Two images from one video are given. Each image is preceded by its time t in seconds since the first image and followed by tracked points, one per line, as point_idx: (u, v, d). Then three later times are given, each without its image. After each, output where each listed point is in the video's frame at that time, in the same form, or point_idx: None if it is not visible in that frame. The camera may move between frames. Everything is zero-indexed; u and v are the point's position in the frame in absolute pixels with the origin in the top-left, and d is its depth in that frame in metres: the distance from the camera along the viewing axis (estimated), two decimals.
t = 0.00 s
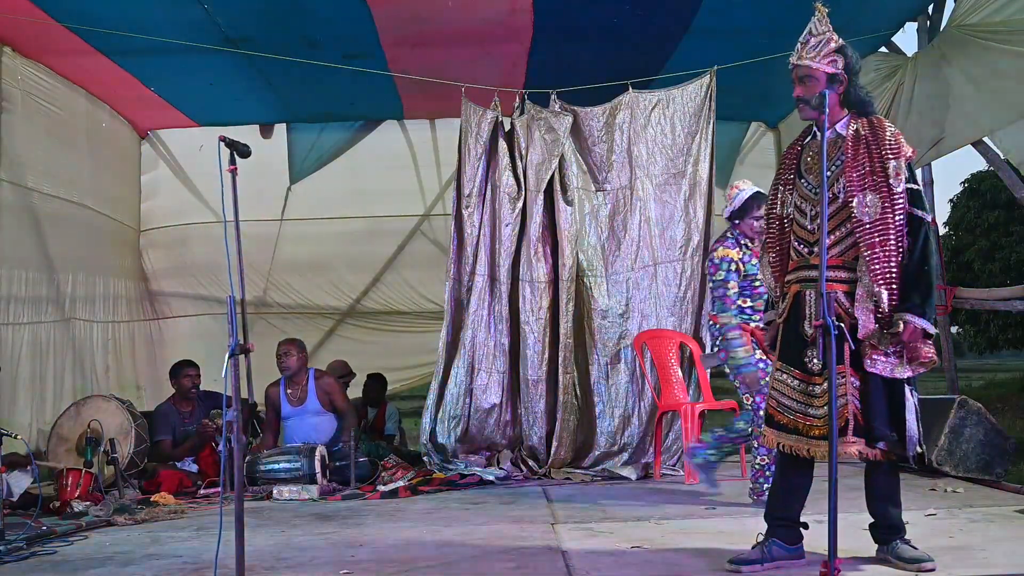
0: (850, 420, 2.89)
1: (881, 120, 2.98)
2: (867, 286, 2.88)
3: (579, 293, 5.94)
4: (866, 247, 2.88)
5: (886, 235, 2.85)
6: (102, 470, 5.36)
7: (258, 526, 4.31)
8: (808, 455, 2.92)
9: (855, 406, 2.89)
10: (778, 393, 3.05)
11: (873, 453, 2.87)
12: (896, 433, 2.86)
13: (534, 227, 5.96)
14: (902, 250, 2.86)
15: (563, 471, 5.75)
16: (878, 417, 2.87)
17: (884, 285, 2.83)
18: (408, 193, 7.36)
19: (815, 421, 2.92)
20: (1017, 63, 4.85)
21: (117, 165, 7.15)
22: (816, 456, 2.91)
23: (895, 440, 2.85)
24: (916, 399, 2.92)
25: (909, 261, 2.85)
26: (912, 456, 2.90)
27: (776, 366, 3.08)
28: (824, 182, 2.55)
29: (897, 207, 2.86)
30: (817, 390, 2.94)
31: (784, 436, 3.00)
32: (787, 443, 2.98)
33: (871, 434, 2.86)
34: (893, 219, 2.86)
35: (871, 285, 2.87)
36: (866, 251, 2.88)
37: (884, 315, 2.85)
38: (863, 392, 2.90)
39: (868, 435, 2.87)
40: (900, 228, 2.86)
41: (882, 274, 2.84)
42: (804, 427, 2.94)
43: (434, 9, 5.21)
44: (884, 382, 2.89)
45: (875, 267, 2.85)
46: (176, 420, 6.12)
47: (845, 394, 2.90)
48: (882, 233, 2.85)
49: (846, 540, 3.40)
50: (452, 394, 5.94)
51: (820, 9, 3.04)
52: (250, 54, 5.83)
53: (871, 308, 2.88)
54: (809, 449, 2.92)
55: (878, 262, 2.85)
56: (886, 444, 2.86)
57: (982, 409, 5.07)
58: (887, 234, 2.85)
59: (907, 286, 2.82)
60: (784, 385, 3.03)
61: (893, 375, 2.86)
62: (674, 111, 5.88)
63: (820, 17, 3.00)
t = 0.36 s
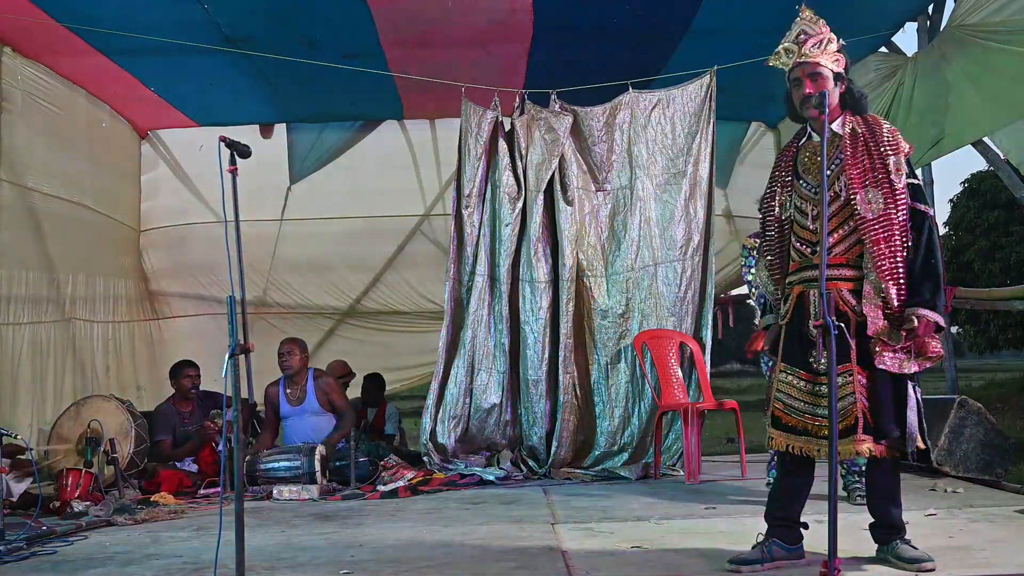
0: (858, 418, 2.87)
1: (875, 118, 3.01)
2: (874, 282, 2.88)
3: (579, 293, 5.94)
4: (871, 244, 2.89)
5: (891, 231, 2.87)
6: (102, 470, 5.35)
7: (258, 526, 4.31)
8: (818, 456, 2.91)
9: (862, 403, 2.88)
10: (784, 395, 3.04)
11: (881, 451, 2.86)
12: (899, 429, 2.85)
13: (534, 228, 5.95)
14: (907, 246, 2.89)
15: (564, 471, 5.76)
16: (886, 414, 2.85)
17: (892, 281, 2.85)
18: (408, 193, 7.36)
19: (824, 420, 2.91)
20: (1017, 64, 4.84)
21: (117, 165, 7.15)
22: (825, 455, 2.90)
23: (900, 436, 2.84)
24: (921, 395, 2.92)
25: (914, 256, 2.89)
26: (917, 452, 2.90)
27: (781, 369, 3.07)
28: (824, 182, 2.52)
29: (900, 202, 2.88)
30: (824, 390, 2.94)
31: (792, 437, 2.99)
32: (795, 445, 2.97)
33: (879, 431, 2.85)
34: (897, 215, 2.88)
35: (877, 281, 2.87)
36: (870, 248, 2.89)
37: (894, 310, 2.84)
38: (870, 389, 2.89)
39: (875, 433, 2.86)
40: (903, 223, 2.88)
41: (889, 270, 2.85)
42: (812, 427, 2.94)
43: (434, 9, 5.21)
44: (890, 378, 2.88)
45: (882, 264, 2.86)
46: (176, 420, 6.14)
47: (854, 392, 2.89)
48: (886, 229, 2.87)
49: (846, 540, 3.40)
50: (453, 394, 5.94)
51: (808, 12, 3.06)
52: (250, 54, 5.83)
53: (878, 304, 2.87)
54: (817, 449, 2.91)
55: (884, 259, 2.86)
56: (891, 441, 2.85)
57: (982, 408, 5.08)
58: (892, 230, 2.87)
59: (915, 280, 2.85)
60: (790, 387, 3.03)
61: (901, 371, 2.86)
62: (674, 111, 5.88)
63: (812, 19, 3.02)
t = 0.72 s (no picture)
0: (864, 417, 2.88)
1: (872, 117, 3.01)
2: (876, 282, 2.88)
3: (579, 293, 5.94)
4: (872, 243, 2.88)
5: (892, 229, 2.85)
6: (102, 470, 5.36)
7: (258, 526, 4.31)
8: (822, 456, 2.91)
9: (868, 403, 2.89)
10: (786, 396, 3.04)
11: (886, 450, 2.86)
12: (905, 428, 2.85)
13: (534, 228, 5.95)
14: (909, 244, 2.88)
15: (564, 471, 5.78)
16: (891, 413, 2.85)
17: (894, 279, 2.83)
18: (408, 193, 7.36)
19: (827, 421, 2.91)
20: (1017, 64, 4.87)
21: (117, 165, 7.15)
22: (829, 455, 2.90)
23: (906, 435, 2.84)
24: (924, 393, 2.92)
25: (915, 254, 2.87)
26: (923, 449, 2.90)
27: (783, 370, 3.07)
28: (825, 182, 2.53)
29: (901, 200, 2.87)
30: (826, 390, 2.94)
31: (795, 438, 2.98)
32: (798, 445, 2.97)
33: (884, 430, 2.85)
34: (897, 213, 2.86)
35: (880, 280, 2.87)
36: (872, 247, 2.88)
37: (898, 309, 2.83)
38: (875, 388, 2.89)
39: (880, 432, 2.85)
40: (904, 221, 2.87)
41: (892, 268, 2.84)
42: (816, 427, 2.94)
43: (434, 9, 5.21)
44: (895, 377, 2.88)
45: (884, 262, 2.85)
46: (176, 421, 6.14)
47: (858, 392, 2.90)
48: (887, 228, 2.86)
49: (846, 540, 3.40)
50: (451, 394, 5.90)
51: (802, 17, 3.08)
52: (250, 54, 5.83)
53: (881, 303, 2.86)
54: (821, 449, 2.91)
55: (886, 257, 2.85)
56: (896, 439, 2.85)
57: (982, 409, 5.07)
58: (893, 228, 2.85)
59: (918, 278, 2.84)
60: (792, 388, 3.03)
61: (906, 369, 2.85)
62: (675, 111, 5.89)
63: (807, 22, 3.04)
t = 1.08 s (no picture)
0: (863, 418, 2.88)
1: (872, 117, 3.01)
2: (875, 282, 2.88)
3: (579, 293, 5.95)
4: (871, 243, 2.88)
5: (891, 229, 2.85)
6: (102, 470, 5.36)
7: (258, 526, 4.31)
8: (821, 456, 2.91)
9: (866, 403, 2.89)
10: (786, 396, 3.05)
11: (884, 450, 2.86)
12: (901, 428, 2.85)
13: (534, 227, 5.95)
14: (908, 244, 2.87)
15: (563, 471, 5.78)
16: (888, 413, 2.85)
17: (892, 279, 2.83)
18: (408, 193, 7.36)
19: (825, 421, 2.91)
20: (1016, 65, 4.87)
21: (117, 166, 7.15)
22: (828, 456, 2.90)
23: (902, 435, 2.84)
24: (921, 394, 2.92)
25: (914, 254, 2.87)
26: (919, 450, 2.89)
27: (782, 370, 3.08)
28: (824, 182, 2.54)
29: (900, 200, 2.86)
30: (826, 390, 2.94)
31: (794, 438, 2.99)
32: (798, 445, 2.97)
33: (882, 430, 2.85)
34: (897, 213, 2.86)
35: (878, 280, 2.87)
36: (871, 247, 2.89)
37: (893, 309, 2.83)
38: (873, 389, 2.89)
39: (878, 432, 2.85)
40: (904, 221, 2.87)
41: (890, 269, 2.84)
42: (815, 427, 2.94)
43: (434, 9, 5.20)
44: (891, 377, 2.88)
45: (883, 262, 2.85)
46: (176, 421, 6.11)
47: (857, 392, 2.90)
48: (886, 228, 2.86)
49: (847, 540, 3.40)
50: (452, 394, 5.92)
51: (804, 17, 3.09)
52: (250, 54, 5.83)
53: (877, 304, 2.86)
54: (820, 449, 2.91)
55: (884, 257, 2.85)
56: (893, 440, 2.85)
57: (982, 408, 5.06)
58: (892, 228, 2.85)
59: (915, 279, 2.83)
60: (792, 387, 3.03)
61: (903, 370, 2.85)
62: (674, 111, 5.89)
63: (810, 22, 3.04)
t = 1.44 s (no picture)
0: (862, 419, 2.88)
1: (872, 117, 3.01)
2: (874, 281, 2.88)
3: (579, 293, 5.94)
4: (871, 242, 2.88)
5: (891, 229, 2.85)
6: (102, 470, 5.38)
7: (258, 526, 4.31)
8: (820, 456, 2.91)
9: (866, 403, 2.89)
10: (785, 396, 3.05)
11: (884, 450, 2.86)
12: (901, 428, 2.85)
13: (534, 227, 5.94)
14: (907, 243, 2.87)
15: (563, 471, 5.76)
16: (888, 413, 2.85)
17: (892, 279, 2.84)
18: (408, 193, 7.36)
19: (825, 421, 2.91)
20: (1016, 65, 4.88)
21: (117, 166, 7.15)
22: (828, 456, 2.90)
23: (902, 435, 2.84)
24: (921, 394, 2.92)
25: (914, 254, 2.87)
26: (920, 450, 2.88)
27: (781, 370, 3.08)
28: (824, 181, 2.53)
29: (900, 199, 2.86)
30: (825, 391, 2.94)
31: (794, 438, 2.99)
32: (797, 445, 2.97)
33: (881, 430, 2.85)
34: (897, 213, 2.86)
35: (878, 280, 2.87)
36: (871, 246, 2.89)
37: (893, 309, 2.83)
38: (872, 389, 2.89)
39: (878, 432, 2.85)
40: (904, 220, 2.87)
41: (889, 268, 2.84)
42: (814, 428, 2.94)
43: (434, 9, 5.21)
44: (891, 377, 2.88)
45: (882, 262, 2.86)
46: (176, 421, 6.11)
47: (857, 392, 2.90)
48: (886, 227, 2.86)
49: (847, 540, 3.40)
50: (452, 394, 5.94)
51: (802, 17, 3.08)
52: (250, 55, 5.84)
53: (876, 303, 2.87)
54: (820, 450, 2.91)
55: (884, 257, 2.85)
56: (893, 439, 2.85)
57: (983, 408, 5.05)
58: (892, 227, 2.85)
59: (915, 278, 2.83)
60: (791, 388, 3.03)
61: (902, 370, 2.86)
62: (674, 111, 5.89)
63: (808, 22, 3.03)
